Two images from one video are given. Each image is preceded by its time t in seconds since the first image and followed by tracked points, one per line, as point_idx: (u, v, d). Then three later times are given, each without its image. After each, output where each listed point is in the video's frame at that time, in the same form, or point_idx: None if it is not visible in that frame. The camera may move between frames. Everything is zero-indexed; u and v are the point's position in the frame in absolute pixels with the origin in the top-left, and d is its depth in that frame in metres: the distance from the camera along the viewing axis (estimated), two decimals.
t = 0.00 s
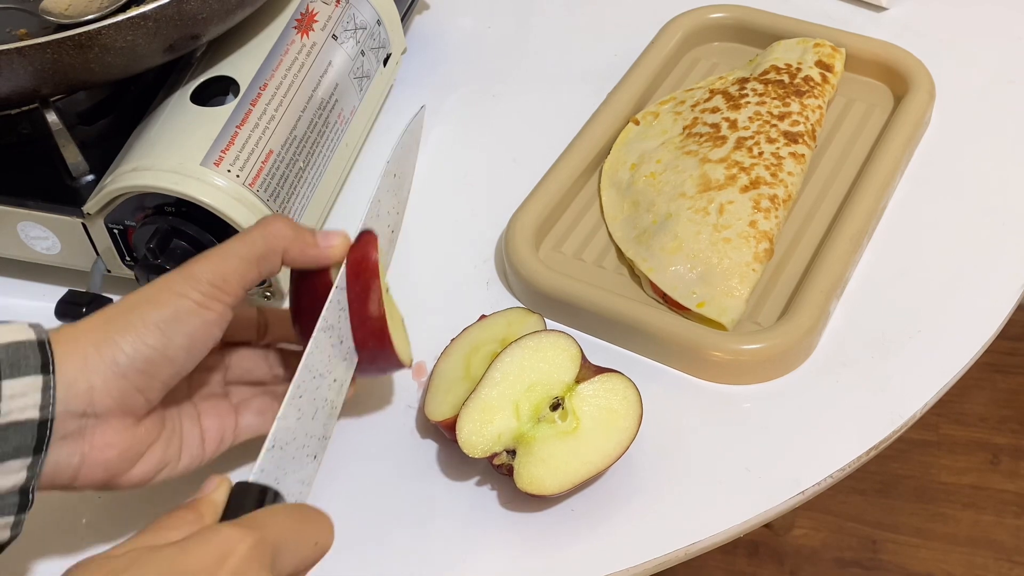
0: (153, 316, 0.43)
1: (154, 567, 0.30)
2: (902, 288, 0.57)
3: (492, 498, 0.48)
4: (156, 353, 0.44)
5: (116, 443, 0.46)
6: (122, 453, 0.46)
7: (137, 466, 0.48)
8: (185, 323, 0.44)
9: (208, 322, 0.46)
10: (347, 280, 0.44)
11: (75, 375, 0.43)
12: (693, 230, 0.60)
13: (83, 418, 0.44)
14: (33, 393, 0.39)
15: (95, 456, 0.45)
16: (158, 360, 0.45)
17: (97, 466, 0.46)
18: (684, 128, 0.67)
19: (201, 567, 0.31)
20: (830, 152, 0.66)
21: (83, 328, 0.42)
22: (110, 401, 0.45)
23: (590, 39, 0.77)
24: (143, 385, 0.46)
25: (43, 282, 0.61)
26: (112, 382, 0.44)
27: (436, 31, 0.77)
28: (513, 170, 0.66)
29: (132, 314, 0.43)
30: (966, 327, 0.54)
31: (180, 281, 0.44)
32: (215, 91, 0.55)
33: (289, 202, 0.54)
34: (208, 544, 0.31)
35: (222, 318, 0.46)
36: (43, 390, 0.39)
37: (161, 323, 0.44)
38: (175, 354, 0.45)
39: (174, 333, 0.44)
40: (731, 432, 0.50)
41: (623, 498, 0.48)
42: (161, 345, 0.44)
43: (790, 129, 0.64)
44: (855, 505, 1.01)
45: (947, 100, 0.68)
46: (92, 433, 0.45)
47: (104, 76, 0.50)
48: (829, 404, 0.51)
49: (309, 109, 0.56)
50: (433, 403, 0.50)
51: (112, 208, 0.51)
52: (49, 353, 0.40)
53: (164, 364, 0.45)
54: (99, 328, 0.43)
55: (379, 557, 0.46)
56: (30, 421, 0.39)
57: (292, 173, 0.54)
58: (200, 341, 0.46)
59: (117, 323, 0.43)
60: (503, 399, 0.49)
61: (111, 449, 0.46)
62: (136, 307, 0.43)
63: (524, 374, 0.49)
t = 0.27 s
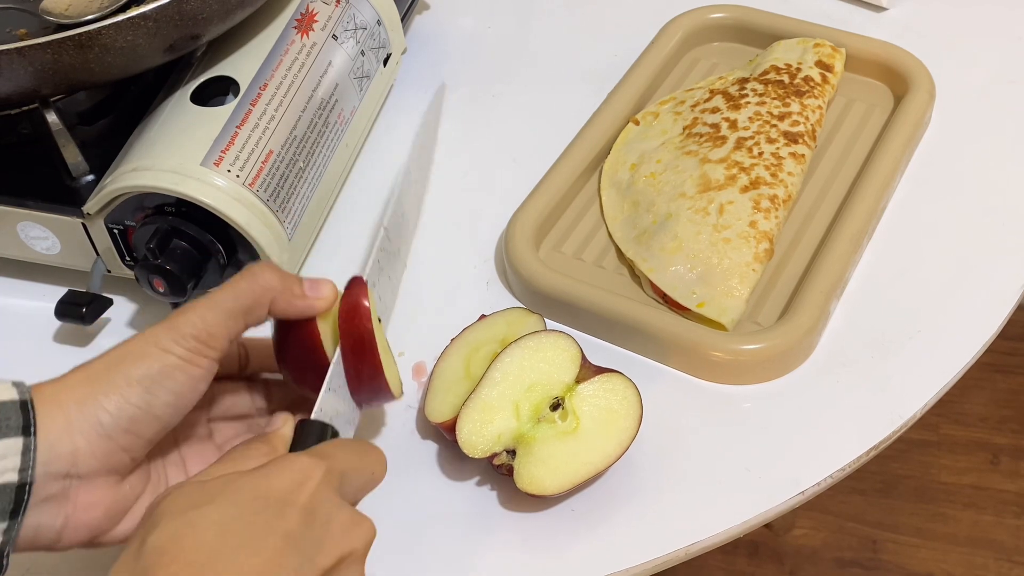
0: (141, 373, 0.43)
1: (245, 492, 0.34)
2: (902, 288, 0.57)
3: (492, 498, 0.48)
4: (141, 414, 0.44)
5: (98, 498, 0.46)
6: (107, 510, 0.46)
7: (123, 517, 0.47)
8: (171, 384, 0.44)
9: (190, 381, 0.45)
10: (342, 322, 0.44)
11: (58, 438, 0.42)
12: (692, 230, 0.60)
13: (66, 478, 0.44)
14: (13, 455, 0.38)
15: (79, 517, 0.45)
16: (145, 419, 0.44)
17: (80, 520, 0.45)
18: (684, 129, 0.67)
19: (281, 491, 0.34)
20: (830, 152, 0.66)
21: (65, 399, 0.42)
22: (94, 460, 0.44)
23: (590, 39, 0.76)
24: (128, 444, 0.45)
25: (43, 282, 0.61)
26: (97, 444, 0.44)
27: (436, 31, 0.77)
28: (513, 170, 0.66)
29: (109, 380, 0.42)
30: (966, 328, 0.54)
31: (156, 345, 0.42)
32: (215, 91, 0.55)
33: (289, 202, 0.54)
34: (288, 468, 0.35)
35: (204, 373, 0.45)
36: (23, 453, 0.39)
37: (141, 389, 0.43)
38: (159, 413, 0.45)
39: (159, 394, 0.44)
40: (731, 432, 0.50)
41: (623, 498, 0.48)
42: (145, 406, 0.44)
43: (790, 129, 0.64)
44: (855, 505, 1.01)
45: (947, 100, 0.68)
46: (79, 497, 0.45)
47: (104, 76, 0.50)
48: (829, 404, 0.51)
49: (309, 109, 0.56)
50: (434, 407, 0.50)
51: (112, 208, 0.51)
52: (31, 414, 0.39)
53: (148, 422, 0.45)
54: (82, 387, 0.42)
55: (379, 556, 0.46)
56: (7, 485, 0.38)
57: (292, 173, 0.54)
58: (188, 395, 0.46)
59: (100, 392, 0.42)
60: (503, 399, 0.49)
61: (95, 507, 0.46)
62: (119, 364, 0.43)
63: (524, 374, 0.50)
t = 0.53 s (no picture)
0: (146, 361, 0.41)
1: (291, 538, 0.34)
2: (902, 288, 0.57)
3: (492, 497, 0.48)
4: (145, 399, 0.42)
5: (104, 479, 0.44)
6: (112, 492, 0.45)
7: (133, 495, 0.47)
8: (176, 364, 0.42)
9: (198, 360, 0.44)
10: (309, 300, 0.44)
11: (66, 422, 0.39)
12: (692, 230, 0.60)
13: (69, 471, 0.41)
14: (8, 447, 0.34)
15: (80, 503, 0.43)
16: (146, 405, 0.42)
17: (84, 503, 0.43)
18: (684, 129, 0.67)
19: (324, 538, 0.35)
20: (830, 152, 0.66)
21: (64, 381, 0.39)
22: (97, 451, 0.42)
23: (590, 39, 0.76)
24: (132, 433, 0.43)
25: (43, 282, 0.61)
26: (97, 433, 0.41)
27: (436, 31, 0.77)
28: (513, 169, 0.66)
29: (121, 359, 0.40)
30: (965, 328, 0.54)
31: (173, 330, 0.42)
32: (215, 91, 0.55)
33: (289, 202, 0.54)
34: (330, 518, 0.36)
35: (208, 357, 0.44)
36: (23, 444, 0.34)
37: (146, 369, 0.41)
38: (162, 400, 0.43)
39: (163, 379, 0.42)
40: (731, 432, 0.50)
41: (623, 497, 0.48)
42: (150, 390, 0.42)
43: (790, 129, 0.64)
44: (855, 505, 1.01)
45: (947, 100, 0.69)
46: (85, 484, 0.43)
47: (104, 76, 0.50)
48: (829, 404, 0.51)
49: (309, 109, 0.56)
50: (394, 446, 0.49)
51: (112, 208, 0.51)
52: (33, 406, 0.35)
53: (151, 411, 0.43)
54: (81, 377, 0.39)
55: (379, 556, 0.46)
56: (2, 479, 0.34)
57: (292, 173, 0.54)
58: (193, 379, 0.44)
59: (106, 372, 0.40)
60: (503, 399, 0.49)
61: (95, 493, 0.44)
62: (125, 352, 0.41)
63: (524, 374, 0.50)
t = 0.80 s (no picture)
0: (123, 336, 0.43)
1: None
2: (902, 288, 0.57)
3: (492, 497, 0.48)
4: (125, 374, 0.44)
5: (75, 446, 0.45)
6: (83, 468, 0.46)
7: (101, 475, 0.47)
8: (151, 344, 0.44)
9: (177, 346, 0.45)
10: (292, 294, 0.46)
11: (38, 385, 0.43)
12: (692, 230, 0.60)
13: (50, 437, 0.44)
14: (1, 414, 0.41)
15: (61, 474, 0.45)
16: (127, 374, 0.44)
17: (56, 473, 0.45)
18: (684, 129, 0.67)
19: None
20: (830, 152, 0.66)
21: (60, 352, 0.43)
22: (77, 423, 0.44)
23: (590, 39, 0.76)
24: (109, 407, 0.45)
25: (43, 282, 0.61)
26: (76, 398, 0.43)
27: (436, 31, 0.77)
28: (513, 169, 0.66)
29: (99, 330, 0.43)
30: (966, 328, 0.54)
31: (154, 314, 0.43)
32: (215, 91, 0.55)
33: (288, 202, 0.54)
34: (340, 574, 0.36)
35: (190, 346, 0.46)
36: (11, 413, 0.41)
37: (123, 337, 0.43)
38: (139, 377, 0.45)
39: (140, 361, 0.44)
40: (730, 432, 0.50)
41: (623, 497, 0.48)
42: (127, 369, 0.44)
43: (790, 129, 0.64)
44: (855, 505, 1.01)
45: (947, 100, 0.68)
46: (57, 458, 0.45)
47: (104, 76, 0.50)
48: (829, 404, 0.51)
49: (309, 109, 0.56)
50: (423, 495, 0.46)
51: (112, 208, 0.51)
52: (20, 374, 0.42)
53: (129, 386, 0.45)
54: (59, 349, 0.43)
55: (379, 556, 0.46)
56: None
57: (292, 173, 0.54)
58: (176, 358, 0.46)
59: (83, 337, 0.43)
60: (503, 399, 0.49)
61: (77, 464, 0.45)
62: (103, 325, 0.43)
63: (523, 375, 0.50)
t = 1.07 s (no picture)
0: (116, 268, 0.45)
1: None
2: (903, 288, 0.57)
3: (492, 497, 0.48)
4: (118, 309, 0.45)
5: (57, 383, 0.44)
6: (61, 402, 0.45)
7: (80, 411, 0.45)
8: (143, 285, 0.45)
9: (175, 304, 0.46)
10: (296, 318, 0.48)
11: (19, 304, 0.44)
12: (693, 230, 0.60)
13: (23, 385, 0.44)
14: None
15: (30, 384, 0.44)
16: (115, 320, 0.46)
17: (32, 403, 0.44)
18: (684, 128, 0.67)
19: None
20: (831, 152, 0.66)
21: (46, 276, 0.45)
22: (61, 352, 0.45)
23: (589, 39, 0.76)
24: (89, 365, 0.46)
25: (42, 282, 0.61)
26: (62, 325, 0.45)
27: (436, 31, 0.77)
28: (513, 170, 0.66)
29: (94, 269, 0.45)
30: (966, 329, 0.54)
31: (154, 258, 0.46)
32: (215, 91, 0.55)
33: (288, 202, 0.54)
34: None
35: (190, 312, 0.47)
36: None
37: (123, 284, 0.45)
38: (122, 313, 0.45)
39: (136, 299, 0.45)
40: (730, 432, 0.50)
41: (623, 497, 0.48)
42: (122, 301, 0.45)
43: (790, 129, 0.64)
44: (855, 505, 1.01)
45: (947, 100, 0.68)
46: (40, 400, 0.44)
47: (104, 76, 0.50)
48: (829, 404, 0.51)
49: (309, 109, 0.56)
50: (428, 507, 0.46)
51: (112, 208, 0.51)
52: None
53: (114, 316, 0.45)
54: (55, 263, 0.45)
55: (379, 555, 0.46)
56: None
57: (292, 173, 0.54)
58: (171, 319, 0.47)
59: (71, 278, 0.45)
60: (503, 399, 0.49)
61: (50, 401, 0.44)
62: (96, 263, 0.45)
63: (523, 374, 0.50)
